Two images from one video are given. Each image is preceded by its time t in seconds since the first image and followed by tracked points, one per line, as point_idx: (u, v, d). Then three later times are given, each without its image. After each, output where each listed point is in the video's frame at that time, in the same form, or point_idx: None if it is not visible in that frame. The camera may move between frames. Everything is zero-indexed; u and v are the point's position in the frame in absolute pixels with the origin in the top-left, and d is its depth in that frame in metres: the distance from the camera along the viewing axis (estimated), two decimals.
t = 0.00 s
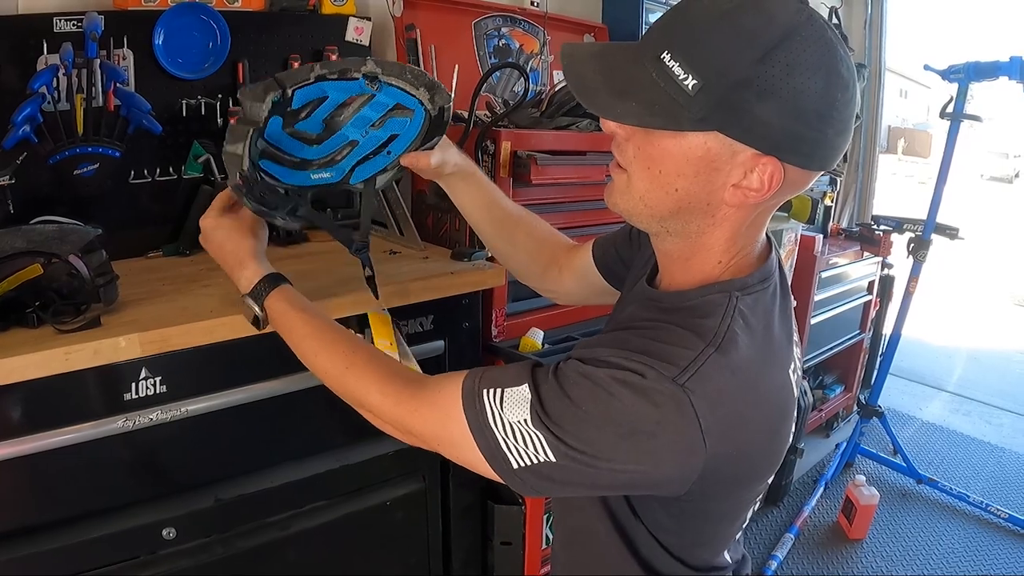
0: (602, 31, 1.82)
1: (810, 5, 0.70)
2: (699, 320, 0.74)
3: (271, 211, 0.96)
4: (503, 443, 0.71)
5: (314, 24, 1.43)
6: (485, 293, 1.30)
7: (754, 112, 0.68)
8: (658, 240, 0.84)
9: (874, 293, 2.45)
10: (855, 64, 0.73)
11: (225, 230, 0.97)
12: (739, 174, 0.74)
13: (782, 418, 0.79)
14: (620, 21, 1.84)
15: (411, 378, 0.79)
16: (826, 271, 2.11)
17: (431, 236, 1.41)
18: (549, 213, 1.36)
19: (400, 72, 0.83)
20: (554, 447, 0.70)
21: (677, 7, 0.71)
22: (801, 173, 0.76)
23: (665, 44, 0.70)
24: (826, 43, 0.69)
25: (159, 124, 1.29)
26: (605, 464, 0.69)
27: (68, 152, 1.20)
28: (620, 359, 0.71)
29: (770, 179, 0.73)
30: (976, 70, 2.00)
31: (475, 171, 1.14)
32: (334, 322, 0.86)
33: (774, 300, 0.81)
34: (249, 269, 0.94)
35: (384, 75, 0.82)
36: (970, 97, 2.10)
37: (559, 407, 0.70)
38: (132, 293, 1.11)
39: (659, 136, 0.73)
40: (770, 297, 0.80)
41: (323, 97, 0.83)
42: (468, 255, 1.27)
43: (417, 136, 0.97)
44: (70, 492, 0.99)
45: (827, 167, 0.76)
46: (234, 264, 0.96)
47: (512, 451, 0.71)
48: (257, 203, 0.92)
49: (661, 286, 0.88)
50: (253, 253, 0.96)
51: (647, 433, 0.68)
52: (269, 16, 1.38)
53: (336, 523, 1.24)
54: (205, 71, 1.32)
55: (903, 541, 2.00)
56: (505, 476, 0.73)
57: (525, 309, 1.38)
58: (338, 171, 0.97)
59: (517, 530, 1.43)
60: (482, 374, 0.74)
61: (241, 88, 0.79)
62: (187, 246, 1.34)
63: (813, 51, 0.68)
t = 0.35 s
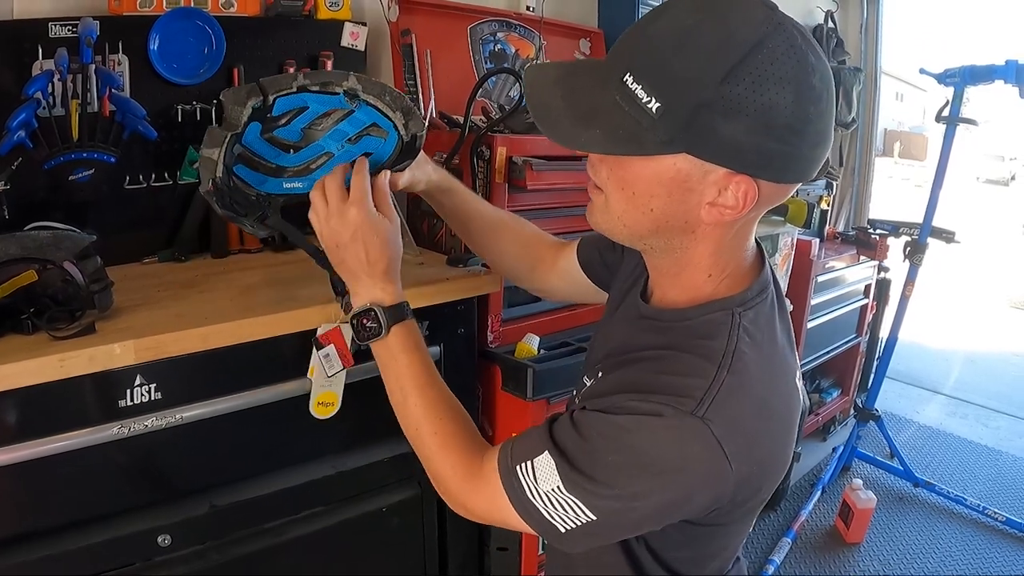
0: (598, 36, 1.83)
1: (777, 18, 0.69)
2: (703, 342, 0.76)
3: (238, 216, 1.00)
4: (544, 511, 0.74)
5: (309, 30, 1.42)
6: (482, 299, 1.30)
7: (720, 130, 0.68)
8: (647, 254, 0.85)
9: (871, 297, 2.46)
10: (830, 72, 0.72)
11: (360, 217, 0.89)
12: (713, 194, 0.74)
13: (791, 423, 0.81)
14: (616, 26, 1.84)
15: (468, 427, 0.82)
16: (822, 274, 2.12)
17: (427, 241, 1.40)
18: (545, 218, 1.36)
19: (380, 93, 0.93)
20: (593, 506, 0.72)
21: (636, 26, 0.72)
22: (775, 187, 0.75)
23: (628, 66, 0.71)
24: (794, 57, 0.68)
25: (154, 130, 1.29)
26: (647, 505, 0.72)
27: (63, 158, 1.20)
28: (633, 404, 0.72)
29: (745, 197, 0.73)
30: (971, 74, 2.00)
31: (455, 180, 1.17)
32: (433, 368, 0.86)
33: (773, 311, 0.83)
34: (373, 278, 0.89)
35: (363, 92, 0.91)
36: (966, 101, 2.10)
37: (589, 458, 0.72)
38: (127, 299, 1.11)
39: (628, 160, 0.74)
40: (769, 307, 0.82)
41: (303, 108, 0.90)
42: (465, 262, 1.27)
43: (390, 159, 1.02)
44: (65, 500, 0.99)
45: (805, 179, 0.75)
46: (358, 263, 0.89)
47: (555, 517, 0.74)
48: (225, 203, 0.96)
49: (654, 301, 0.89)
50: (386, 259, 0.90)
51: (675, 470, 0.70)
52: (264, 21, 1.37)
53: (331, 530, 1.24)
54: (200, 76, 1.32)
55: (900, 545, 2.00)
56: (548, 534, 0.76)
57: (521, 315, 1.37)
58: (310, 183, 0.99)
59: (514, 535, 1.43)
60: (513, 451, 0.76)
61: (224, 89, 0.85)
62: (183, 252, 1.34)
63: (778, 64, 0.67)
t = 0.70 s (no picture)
0: (593, 42, 1.84)
1: (771, 33, 0.69)
2: (707, 356, 0.77)
3: (221, 231, 0.99)
4: (541, 511, 0.73)
5: (305, 37, 1.42)
6: (477, 307, 1.30)
7: (720, 153, 0.68)
8: (650, 268, 0.85)
9: (868, 302, 2.47)
10: (828, 83, 0.72)
11: (348, 213, 0.86)
12: (714, 213, 0.74)
13: (793, 434, 0.81)
14: (611, 33, 1.84)
15: (458, 419, 0.82)
16: (819, 280, 2.12)
17: (421, 249, 1.40)
18: (541, 226, 1.37)
19: (364, 105, 0.98)
20: (590, 508, 0.72)
21: (626, 48, 0.72)
22: (775, 203, 0.75)
23: (622, 90, 0.71)
24: (790, 74, 0.68)
25: (150, 139, 1.28)
26: (647, 514, 0.72)
27: (59, 166, 1.19)
28: (637, 416, 0.72)
29: (746, 216, 0.74)
30: (967, 78, 2.01)
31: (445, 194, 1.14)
32: (424, 363, 0.85)
33: (776, 325, 0.84)
34: (359, 275, 0.88)
35: (347, 102, 0.96)
36: (961, 105, 2.10)
37: (588, 466, 0.72)
38: (122, 309, 1.11)
39: (628, 184, 0.73)
40: (773, 319, 0.83)
41: (287, 118, 0.94)
42: (460, 271, 1.27)
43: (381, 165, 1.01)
44: (59, 510, 0.98)
45: (804, 193, 0.75)
46: (345, 260, 0.87)
47: (551, 517, 0.73)
48: (207, 217, 0.96)
49: (656, 313, 0.89)
50: (370, 256, 0.87)
51: (676, 481, 0.70)
52: (259, 29, 1.37)
53: (327, 538, 1.24)
54: (196, 84, 1.32)
55: (898, 550, 2.00)
56: (544, 535, 0.75)
57: (517, 323, 1.37)
58: (297, 195, 0.99)
59: (510, 543, 1.42)
60: (512, 449, 0.75)
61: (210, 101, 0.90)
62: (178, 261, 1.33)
63: (775, 82, 0.67)
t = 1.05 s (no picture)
0: (593, 53, 1.84)
1: (770, 50, 0.69)
2: (709, 372, 0.76)
3: (217, 250, 0.99)
4: (543, 526, 0.73)
5: (304, 48, 1.42)
6: (476, 319, 1.30)
7: (720, 171, 0.68)
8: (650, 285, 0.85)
9: (867, 311, 2.47)
10: (828, 100, 0.72)
11: (339, 232, 0.88)
12: (715, 230, 0.74)
13: (794, 450, 0.81)
14: (611, 43, 1.84)
15: (458, 434, 0.82)
16: (819, 290, 2.12)
17: (421, 261, 1.40)
18: (541, 238, 1.37)
19: (359, 121, 0.99)
20: (592, 524, 0.72)
21: (625, 67, 0.72)
22: (776, 220, 0.75)
23: (621, 110, 0.71)
24: (790, 92, 0.68)
25: (149, 149, 1.28)
26: (648, 530, 0.72)
27: (59, 176, 1.20)
28: (639, 432, 0.72)
29: (747, 233, 0.73)
30: (966, 88, 2.01)
31: (442, 219, 1.14)
32: (424, 378, 0.85)
33: (777, 339, 0.84)
34: (354, 292, 0.88)
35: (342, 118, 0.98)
36: (960, 115, 2.10)
37: (590, 482, 0.72)
38: (122, 321, 1.10)
39: (629, 203, 0.73)
40: (774, 335, 0.83)
41: (284, 135, 0.95)
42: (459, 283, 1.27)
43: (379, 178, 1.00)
44: (57, 524, 0.98)
45: (805, 209, 0.75)
46: (342, 276, 0.88)
47: (553, 532, 0.73)
48: (208, 239, 0.96)
49: (656, 329, 0.89)
50: (365, 272, 0.88)
51: (677, 497, 0.70)
52: (259, 40, 1.37)
53: (325, 550, 1.24)
54: (195, 95, 1.32)
55: (897, 560, 1.99)
56: (547, 550, 0.75)
57: (517, 334, 1.37)
58: (298, 210, 1.00)
59: (509, 554, 1.42)
60: (513, 464, 0.75)
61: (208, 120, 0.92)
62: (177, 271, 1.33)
63: (775, 100, 0.67)
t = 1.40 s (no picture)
0: (591, 60, 1.84)
1: (757, 63, 0.69)
2: (702, 385, 0.77)
3: (211, 268, 0.99)
4: (541, 544, 0.73)
5: (302, 57, 1.42)
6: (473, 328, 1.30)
7: (709, 186, 0.68)
8: (644, 298, 0.86)
9: (864, 317, 2.48)
10: (817, 110, 0.72)
11: (335, 256, 0.88)
12: (705, 244, 0.74)
13: (789, 461, 0.81)
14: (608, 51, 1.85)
15: (457, 454, 0.82)
16: (817, 297, 2.13)
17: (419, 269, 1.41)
18: (539, 246, 1.37)
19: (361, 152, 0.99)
20: (589, 541, 0.72)
21: (612, 84, 0.73)
22: (767, 232, 0.75)
23: (608, 128, 0.71)
24: (777, 105, 0.68)
25: (147, 157, 1.28)
26: (645, 545, 0.72)
27: (56, 185, 1.21)
28: (633, 448, 0.72)
29: (737, 246, 0.73)
30: (962, 95, 2.02)
31: (442, 261, 1.14)
32: (422, 399, 0.85)
33: (771, 350, 0.84)
34: (349, 315, 0.89)
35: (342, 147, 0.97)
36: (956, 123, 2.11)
37: (585, 499, 0.72)
38: (120, 330, 1.10)
39: (618, 221, 0.73)
40: (768, 347, 0.83)
41: (286, 162, 0.94)
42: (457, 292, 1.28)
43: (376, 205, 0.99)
44: (54, 534, 0.98)
45: (797, 220, 0.75)
46: (339, 301, 0.89)
47: (552, 550, 0.73)
48: (205, 257, 0.97)
49: (651, 341, 0.89)
50: (360, 297, 0.89)
51: (673, 513, 0.70)
52: (256, 48, 1.37)
53: (322, 560, 1.23)
54: (193, 103, 1.32)
55: (896, 566, 2.00)
56: (546, 567, 0.75)
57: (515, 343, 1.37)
58: (298, 234, 0.99)
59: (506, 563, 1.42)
60: (510, 482, 0.75)
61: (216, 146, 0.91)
62: (175, 280, 1.33)
63: (762, 114, 0.67)
